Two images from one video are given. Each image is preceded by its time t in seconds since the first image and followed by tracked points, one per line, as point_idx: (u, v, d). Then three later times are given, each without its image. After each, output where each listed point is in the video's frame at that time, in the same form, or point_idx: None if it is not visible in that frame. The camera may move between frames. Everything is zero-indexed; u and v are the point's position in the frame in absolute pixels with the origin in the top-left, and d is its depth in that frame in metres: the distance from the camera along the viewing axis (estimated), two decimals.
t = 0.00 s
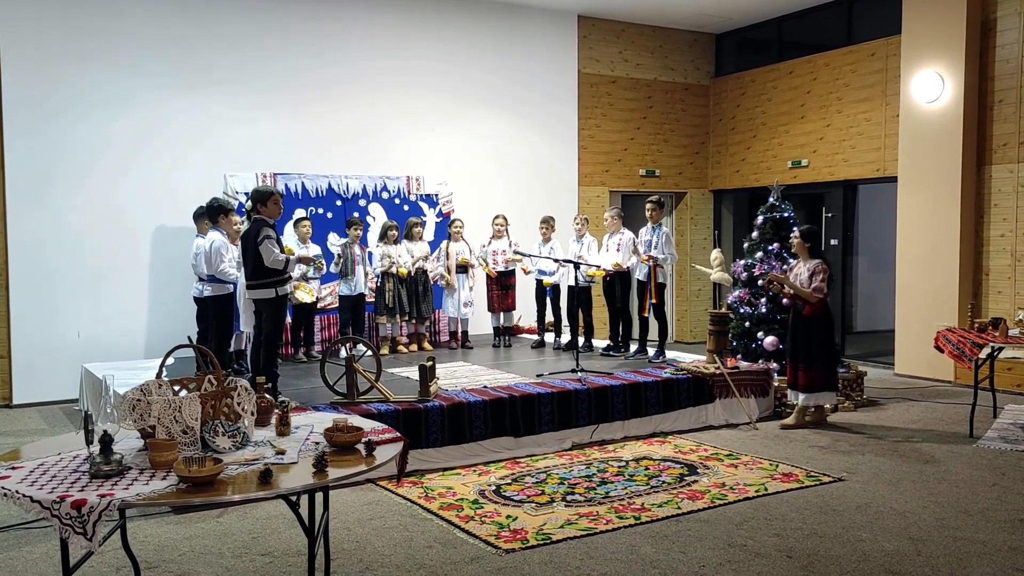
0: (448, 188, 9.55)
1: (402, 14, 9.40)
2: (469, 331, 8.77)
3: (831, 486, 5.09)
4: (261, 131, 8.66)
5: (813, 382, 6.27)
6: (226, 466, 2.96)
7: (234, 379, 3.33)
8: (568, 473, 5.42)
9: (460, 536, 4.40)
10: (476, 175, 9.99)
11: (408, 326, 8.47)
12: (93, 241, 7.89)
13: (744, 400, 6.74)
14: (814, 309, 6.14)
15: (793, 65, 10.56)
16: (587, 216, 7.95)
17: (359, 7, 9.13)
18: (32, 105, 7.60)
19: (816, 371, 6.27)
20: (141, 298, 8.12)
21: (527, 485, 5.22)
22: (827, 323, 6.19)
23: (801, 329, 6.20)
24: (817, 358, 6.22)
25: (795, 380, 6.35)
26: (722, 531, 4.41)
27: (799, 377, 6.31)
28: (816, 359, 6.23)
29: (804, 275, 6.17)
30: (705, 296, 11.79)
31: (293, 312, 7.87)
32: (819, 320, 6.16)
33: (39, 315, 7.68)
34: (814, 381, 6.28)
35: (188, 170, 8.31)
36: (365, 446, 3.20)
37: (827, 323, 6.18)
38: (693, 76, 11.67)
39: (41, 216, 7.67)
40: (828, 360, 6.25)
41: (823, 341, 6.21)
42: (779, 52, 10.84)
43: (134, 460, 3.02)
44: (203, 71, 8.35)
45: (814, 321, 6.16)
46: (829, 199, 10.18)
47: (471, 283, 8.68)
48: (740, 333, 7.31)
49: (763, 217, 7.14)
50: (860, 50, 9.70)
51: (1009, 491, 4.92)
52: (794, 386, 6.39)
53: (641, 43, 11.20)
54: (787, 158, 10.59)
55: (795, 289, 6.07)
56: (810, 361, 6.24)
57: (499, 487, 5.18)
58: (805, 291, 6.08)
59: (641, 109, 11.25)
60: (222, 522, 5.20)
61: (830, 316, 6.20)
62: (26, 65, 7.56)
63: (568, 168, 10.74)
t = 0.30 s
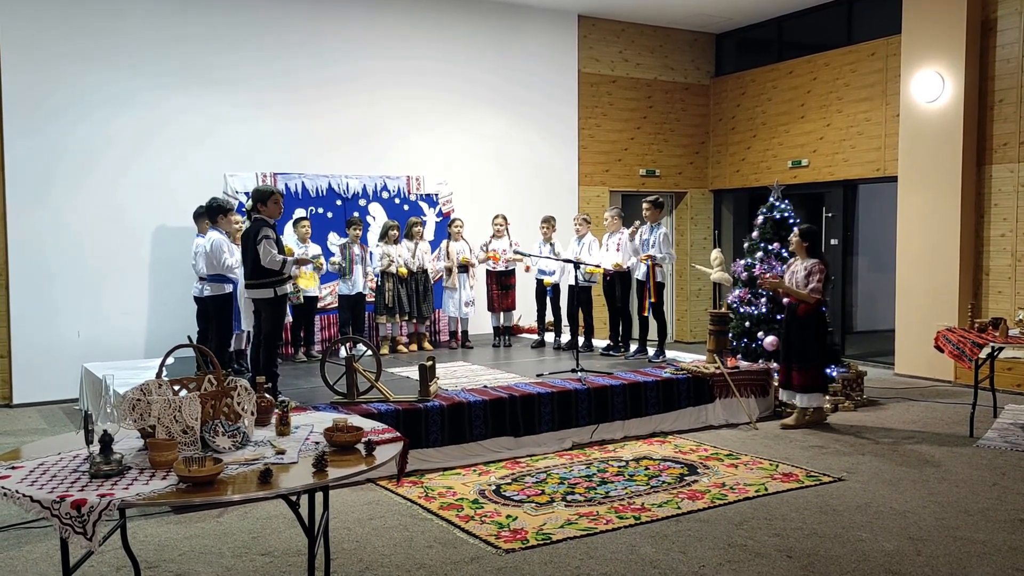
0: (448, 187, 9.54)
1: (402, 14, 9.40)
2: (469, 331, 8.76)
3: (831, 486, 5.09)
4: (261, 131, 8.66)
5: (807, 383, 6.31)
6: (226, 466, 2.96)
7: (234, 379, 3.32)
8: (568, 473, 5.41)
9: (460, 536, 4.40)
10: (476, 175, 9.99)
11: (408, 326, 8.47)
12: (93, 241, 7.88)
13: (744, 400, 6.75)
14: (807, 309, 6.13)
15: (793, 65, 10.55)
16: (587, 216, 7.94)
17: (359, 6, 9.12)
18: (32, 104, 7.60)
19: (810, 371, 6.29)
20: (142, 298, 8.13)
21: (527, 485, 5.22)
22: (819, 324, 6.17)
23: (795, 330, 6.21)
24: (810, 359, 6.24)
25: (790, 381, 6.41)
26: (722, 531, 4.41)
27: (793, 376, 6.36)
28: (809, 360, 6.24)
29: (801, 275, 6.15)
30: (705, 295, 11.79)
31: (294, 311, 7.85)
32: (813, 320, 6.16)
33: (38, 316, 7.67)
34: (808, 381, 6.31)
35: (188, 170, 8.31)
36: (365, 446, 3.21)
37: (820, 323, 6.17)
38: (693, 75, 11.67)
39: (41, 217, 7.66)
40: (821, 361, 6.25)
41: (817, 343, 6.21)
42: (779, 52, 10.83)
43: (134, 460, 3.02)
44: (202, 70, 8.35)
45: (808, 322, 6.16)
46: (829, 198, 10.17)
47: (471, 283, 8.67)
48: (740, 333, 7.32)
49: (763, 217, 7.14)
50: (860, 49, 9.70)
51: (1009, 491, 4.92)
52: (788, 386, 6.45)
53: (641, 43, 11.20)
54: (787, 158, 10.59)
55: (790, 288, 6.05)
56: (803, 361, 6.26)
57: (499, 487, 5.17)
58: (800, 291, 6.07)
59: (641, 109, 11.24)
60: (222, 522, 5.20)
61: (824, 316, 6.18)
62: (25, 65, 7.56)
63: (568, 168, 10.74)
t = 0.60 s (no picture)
0: (447, 185, 9.44)
1: (401, 9, 9.31)
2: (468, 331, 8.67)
3: (837, 489, 5.01)
4: (257, 128, 8.57)
5: (799, 384, 6.19)
6: (222, 470, 2.92)
7: (230, 381, 3.23)
8: (569, 475, 5.33)
9: (460, 540, 4.32)
10: (475, 173, 9.91)
11: (407, 326, 8.39)
12: (87, 239, 7.80)
13: (748, 402, 6.66)
14: (808, 310, 6.05)
15: (797, 61, 10.46)
16: (589, 215, 7.85)
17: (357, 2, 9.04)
18: (24, 101, 7.50)
19: (806, 373, 6.17)
20: (138, 297, 8.04)
21: (527, 488, 5.14)
22: (822, 325, 6.07)
23: (795, 331, 6.12)
24: (807, 360, 6.14)
25: (782, 381, 6.29)
26: (725, 535, 4.33)
27: (785, 376, 6.26)
28: (807, 362, 6.14)
29: (803, 275, 6.07)
30: (709, 295, 11.65)
31: (290, 311, 7.77)
32: (814, 322, 6.06)
33: (31, 316, 7.58)
34: (802, 383, 6.19)
35: (184, 169, 8.22)
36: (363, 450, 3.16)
37: (822, 326, 6.06)
38: (697, 72, 11.59)
39: (34, 216, 7.58)
40: (820, 365, 6.15)
41: (817, 345, 6.12)
42: (783, 49, 10.73)
43: (128, 463, 2.95)
44: (198, 66, 8.26)
45: (809, 323, 6.06)
46: (835, 197, 10.05)
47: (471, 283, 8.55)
48: (745, 334, 7.17)
49: (768, 216, 7.07)
50: (864, 46, 9.63)
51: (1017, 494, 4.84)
52: (780, 386, 6.33)
53: (644, 39, 11.12)
54: (790, 156, 10.50)
55: (790, 288, 5.97)
56: (799, 363, 6.16)
57: (499, 490, 5.09)
58: (798, 291, 5.99)
59: (643, 106, 11.16)
60: (218, 526, 5.12)
61: (825, 317, 6.10)
62: (17, 61, 7.46)
63: (569, 167, 10.66)
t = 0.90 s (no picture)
0: (442, 179, 9.12)
1: None
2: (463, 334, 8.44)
3: (856, 502, 4.71)
4: (243, 121, 8.25)
5: (815, 391, 5.91)
6: (202, 481, 2.71)
7: (212, 387, 3.02)
8: (572, 487, 5.03)
9: (456, 556, 4.02)
10: (473, 167, 9.59)
11: (399, 329, 8.07)
12: (62, 235, 7.47)
13: (763, 409, 6.35)
14: (823, 312, 5.73)
15: (814, 47, 10.15)
16: (593, 211, 7.52)
17: None
18: None
19: (821, 378, 5.89)
20: (116, 296, 7.73)
21: (527, 500, 4.84)
22: (836, 329, 5.78)
23: (809, 333, 5.83)
24: (822, 365, 5.86)
25: (797, 387, 6.02)
26: (738, 550, 4.04)
27: (800, 382, 5.98)
28: (822, 367, 5.87)
29: (818, 274, 5.75)
30: (720, 296, 11.33)
31: (275, 314, 7.45)
32: (830, 324, 5.75)
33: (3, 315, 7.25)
34: (818, 389, 5.91)
35: (165, 160, 7.91)
36: (354, 459, 2.91)
37: (836, 329, 5.77)
38: (707, 59, 11.27)
39: (4, 208, 7.24)
40: (835, 370, 5.87)
41: (832, 349, 5.82)
42: (799, 32, 10.38)
43: (103, 474, 2.73)
44: (180, 54, 7.95)
45: (825, 326, 5.76)
46: (856, 192, 9.79)
47: (468, 283, 8.25)
48: (758, 337, 6.66)
49: (782, 212, 6.64)
50: (887, 31, 9.30)
51: None
52: (794, 391, 6.06)
53: (651, 24, 10.80)
54: (808, 148, 10.20)
55: (804, 288, 5.66)
56: (814, 368, 5.89)
57: (497, 503, 4.79)
58: (814, 292, 5.67)
59: (651, 95, 10.86)
60: (199, 540, 4.81)
61: (842, 319, 5.79)
62: None
63: (571, 159, 10.34)
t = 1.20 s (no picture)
0: (436, 171, 8.85)
1: None
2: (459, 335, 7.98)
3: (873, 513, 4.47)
4: (228, 110, 7.96)
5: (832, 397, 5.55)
6: (183, 490, 2.43)
7: (194, 391, 2.75)
8: (573, 497, 4.77)
9: (450, 570, 3.77)
10: (473, 160, 9.32)
11: (391, 330, 7.78)
12: (36, 228, 7.19)
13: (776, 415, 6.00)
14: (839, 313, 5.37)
15: (830, 31, 9.77)
16: (596, 205, 7.28)
17: None
18: None
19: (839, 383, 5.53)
20: (97, 293, 7.45)
21: (527, 511, 4.57)
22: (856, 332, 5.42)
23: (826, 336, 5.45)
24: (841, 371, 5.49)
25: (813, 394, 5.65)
26: (749, 563, 3.80)
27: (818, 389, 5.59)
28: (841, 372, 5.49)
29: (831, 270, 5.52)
30: (730, 295, 10.99)
31: (260, 314, 7.23)
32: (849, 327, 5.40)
33: None
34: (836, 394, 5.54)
35: (148, 151, 7.63)
36: (343, 467, 2.64)
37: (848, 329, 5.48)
38: (717, 44, 10.91)
39: None
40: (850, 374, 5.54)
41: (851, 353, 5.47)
42: (814, 13, 10.10)
43: (76, 483, 2.47)
44: (160, 38, 7.66)
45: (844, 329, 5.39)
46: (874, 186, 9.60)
47: (463, 282, 7.91)
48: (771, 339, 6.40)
49: (798, 205, 6.58)
50: (908, 13, 8.97)
51: None
52: (810, 398, 5.69)
53: (657, 7, 10.50)
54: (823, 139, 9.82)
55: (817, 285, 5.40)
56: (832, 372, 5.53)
57: (495, 514, 4.52)
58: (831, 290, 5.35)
59: (658, 82, 10.56)
60: (178, 552, 4.54)
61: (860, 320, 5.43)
62: None
63: (574, 151, 10.06)
